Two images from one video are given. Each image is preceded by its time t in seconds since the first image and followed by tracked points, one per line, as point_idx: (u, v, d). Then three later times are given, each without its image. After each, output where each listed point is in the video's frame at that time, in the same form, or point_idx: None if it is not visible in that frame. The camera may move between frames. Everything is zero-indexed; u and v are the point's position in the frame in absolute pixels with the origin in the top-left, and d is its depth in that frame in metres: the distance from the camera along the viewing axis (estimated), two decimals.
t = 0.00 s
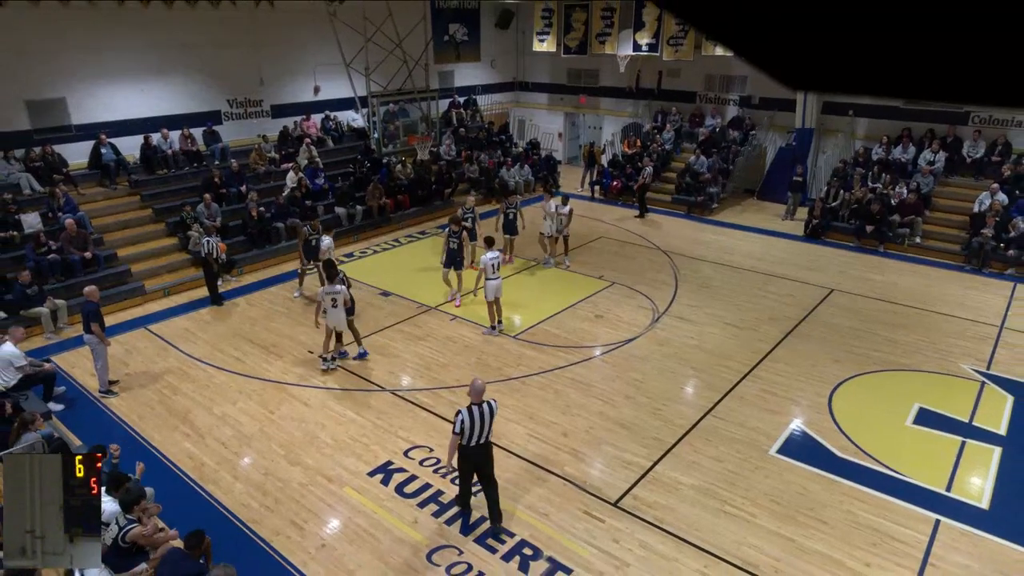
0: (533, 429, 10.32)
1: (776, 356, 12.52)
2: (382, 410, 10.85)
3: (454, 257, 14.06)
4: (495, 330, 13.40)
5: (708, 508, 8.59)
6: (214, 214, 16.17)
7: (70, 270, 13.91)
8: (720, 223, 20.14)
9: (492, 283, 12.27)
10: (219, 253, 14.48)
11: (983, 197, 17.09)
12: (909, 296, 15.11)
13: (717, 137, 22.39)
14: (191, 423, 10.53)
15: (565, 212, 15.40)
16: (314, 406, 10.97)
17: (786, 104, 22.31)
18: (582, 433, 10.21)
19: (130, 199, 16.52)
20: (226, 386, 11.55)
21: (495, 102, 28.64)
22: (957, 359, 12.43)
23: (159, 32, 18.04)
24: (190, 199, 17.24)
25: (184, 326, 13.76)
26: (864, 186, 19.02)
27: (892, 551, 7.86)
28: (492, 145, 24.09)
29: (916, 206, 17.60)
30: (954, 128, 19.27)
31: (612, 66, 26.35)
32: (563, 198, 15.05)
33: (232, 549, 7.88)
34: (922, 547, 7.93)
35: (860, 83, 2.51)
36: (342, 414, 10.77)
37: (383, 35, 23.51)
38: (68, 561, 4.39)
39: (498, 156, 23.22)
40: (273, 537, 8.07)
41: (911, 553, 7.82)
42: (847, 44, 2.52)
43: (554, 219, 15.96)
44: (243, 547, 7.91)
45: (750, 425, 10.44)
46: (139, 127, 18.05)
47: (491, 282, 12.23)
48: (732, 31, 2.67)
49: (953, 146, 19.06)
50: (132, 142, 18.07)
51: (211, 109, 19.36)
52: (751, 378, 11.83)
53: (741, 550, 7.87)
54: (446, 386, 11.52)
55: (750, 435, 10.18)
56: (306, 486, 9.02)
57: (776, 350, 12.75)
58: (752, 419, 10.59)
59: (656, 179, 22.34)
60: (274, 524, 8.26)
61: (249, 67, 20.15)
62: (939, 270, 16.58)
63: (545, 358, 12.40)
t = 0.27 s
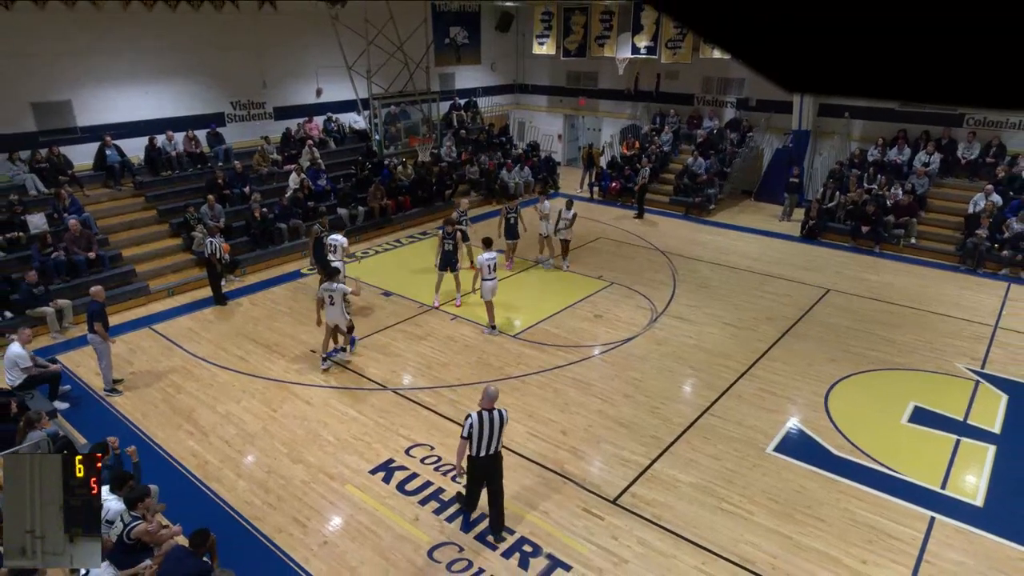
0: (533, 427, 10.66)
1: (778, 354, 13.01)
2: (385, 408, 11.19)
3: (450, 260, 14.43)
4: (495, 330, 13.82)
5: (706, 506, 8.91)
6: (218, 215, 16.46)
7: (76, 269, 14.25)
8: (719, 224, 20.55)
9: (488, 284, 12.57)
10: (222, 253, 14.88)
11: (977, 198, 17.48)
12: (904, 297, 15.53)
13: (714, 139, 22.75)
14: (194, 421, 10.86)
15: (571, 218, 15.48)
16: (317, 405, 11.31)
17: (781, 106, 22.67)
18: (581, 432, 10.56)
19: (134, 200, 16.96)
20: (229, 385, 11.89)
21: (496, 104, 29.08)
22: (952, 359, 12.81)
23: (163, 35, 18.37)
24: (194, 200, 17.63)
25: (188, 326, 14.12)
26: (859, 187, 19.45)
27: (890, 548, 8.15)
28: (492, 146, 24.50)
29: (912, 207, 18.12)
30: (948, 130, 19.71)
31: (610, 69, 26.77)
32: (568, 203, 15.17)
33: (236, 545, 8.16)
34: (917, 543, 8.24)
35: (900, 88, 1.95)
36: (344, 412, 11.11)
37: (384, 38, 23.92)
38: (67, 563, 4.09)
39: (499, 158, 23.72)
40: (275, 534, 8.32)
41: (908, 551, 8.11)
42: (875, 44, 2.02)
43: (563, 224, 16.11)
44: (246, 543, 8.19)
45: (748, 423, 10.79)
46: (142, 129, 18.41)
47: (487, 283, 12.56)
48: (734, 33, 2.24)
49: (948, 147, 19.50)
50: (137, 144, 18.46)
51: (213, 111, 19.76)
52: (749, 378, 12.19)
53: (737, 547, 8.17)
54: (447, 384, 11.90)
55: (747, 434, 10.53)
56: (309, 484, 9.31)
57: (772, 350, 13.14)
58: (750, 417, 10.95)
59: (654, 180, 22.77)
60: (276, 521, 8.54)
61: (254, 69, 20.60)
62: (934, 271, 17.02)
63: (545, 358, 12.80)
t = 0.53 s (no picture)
0: (532, 428, 10.48)
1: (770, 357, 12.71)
2: (382, 408, 11.02)
3: (446, 261, 14.22)
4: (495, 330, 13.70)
5: (706, 506, 8.74)
6: (216, 214, 16.37)
7: (74, 269, 14.10)
8: (719, 223, 20.43)
9: (483, 283, 12.43)
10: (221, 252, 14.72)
11: (980, 198, 17.35)
12: (904, 296, 15.40)
13: (715, 138, 22.71)
14: (193, 420, 10.71)
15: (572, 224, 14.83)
16: (316, 405, 11.14)
17: (783, 105, 22.56)
18: (581, 432, 10.36)
19: (133, 200, 16.80)
20: (228, 386, 11.73)
21: (496, 104, 28.89)
22: (953, 358, 12.63)
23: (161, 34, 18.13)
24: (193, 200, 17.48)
25: (186, 325, 13.98)
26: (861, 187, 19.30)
27: (890, 549, 7.99)
28: (492, 146, 24.39)
29: (912, 207, 18.01)
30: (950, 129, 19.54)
31: (611, 69, 26.74)
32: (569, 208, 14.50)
33: (234, 545, 8.02)
34: (918, 544, 8.08)
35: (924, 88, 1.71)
36: (343, 412, 10.95)
37: (384, 37, 23.77)
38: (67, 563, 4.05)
39: (499, 157, 23.43)
40: (276, 536, 8.19)
41: (908, 551, 7.96)
42: (896, 44, 1.77)
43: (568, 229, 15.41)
44: (245, 544, 8.06)
45: (749, 424, 10.58)
46: (141, 128, 18.19)
47: (482, 284, 12.40)
48: (735, 28, 1.97)
49: (950, 147, 19.38)
50: (136, 144, 18.26)
51: (213, 110, 19.57)
52: (748, 378, 11.99)
53: (739, 549, 8.02)
54: (446, 384, 11.70)
55: (746, 434, 10.32)
56: (309, 484, 9.15)
57: (772, 350, 12.99)
58: (750, 417, 10.77)
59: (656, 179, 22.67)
60: (276, 522, 8.39)
61: (253, 67, 20.41)
62: (936, 271, 16.87)
63: (545, 357, 12.67)
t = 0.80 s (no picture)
0: (532, 433, 9.01)
1: (783, 357, 11.15)
2: (377, 412, 9.52)
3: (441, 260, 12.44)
4: (492, 332, 11.98)
5: (712, 514, 7.46)
6: (206, 211, 14.52)
7: (58, 269, 12.58)
8: (724, 221, 19.01)
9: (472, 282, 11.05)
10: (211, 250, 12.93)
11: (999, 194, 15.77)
12: (918, 296, 13.76)
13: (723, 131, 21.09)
14: (181, 426, 9.24)
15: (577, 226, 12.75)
16: (309, 410, 9.60)
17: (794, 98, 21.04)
18: (584, 437, 8.89)
19: (118, 196, 14.99)
20: (217, 389, 10.15)
21: (495, 96, 27.41)
22: (970, 359, 11.08)
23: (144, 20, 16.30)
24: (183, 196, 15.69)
25: (175, 326, 12.31)
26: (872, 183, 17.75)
27: (905, 561, 6.80)
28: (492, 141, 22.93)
29: (927, 202, 16.37)
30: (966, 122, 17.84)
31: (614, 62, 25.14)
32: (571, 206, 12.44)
33: (223, 560, 6.83)
34: (933, 554, 6.88)
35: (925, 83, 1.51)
36: (335, 416, 9.45)
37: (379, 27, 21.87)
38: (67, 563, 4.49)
39: (498, 152, 21.56)
40: (266, 545, 7.01)
41: (923, 562, 6.78)
42: (885, 43, 1.57)
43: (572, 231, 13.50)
44: (235, 557, 6.86)
45: (757, 428, 9.10)
46: (127, 121, 16.41)
47: (470, 281, 11.06)
48: (742, 23, 1.71)
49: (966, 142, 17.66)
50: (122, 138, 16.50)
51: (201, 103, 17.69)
52: (760, 378, 10.46)
53: (746, 558, 6.83)
54: (443, 388, 10.14)
55: (754, 439, 8.88)
56: (301, 492, 7.83)
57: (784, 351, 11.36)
58: (758, 421, 9.26)
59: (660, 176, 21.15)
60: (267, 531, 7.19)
61: (240, 57, 18.42)
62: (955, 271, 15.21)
63: (545, 360, 11.00)
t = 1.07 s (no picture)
0: (532, 436, 7.14)
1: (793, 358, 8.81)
2: (376, 415, 7.55)
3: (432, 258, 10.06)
4: (492, 332, 9.50)
5: (716, 520, 5.97)
6: (198, 210, 11.70)
7: (46, 270, 10.04)
8: (732, 219, 15.34)
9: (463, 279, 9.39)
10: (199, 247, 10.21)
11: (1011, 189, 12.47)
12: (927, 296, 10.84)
13: (729, 126, 17.25)
14: (173, 430, 7.33)
15: (583, 228, 10.40)
16: (304, 413, 7.63)
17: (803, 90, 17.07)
18: (586, 441, 7.06)
19: (107, 194, 12.00)
20: (211, 390, 8.08)
21: (495, 91, 22.62)
22: (979, 361, 8.75)
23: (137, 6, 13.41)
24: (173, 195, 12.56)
25: (166, 328, 9.76)
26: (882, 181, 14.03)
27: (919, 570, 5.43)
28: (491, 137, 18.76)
29: (938, 197, 12.95)
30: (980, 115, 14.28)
31: (617, 53, 20.74)
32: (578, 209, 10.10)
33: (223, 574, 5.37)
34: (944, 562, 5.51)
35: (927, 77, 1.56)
36: (331, 418, 7.52)
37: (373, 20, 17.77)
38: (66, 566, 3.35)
39: (497, 148, 18.00)
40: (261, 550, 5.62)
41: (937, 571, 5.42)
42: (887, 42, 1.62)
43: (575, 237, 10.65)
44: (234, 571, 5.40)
45: (761, 431, 7.26)
46: (115, 116, 13.46)
47: (461, 275, 9.35)
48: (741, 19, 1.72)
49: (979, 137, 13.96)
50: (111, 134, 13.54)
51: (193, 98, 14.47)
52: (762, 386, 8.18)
53: (753, 566, 5.46)
54: (441, 390, 8.02)
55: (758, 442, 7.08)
56: (297, 497, 6.27)
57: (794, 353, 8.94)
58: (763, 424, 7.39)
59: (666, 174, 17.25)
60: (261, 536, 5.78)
61: (222, 49, 14.85)
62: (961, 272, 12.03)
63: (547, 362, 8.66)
